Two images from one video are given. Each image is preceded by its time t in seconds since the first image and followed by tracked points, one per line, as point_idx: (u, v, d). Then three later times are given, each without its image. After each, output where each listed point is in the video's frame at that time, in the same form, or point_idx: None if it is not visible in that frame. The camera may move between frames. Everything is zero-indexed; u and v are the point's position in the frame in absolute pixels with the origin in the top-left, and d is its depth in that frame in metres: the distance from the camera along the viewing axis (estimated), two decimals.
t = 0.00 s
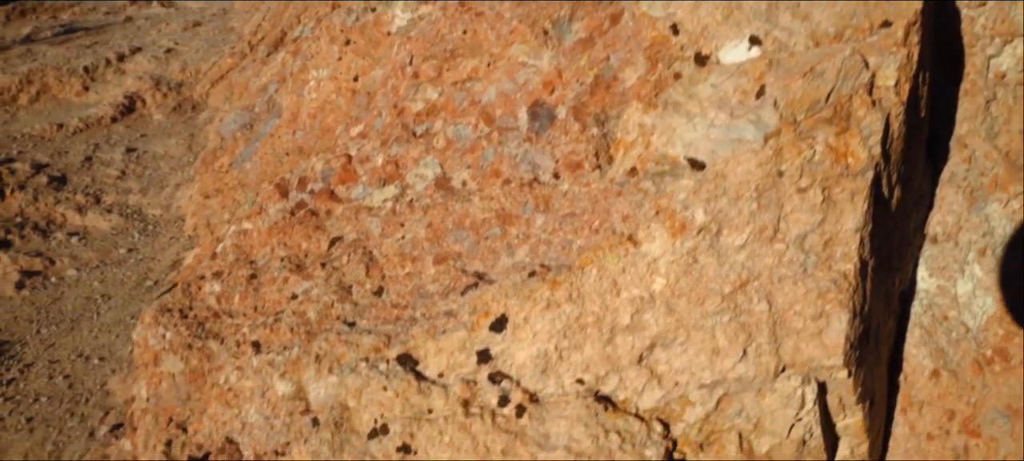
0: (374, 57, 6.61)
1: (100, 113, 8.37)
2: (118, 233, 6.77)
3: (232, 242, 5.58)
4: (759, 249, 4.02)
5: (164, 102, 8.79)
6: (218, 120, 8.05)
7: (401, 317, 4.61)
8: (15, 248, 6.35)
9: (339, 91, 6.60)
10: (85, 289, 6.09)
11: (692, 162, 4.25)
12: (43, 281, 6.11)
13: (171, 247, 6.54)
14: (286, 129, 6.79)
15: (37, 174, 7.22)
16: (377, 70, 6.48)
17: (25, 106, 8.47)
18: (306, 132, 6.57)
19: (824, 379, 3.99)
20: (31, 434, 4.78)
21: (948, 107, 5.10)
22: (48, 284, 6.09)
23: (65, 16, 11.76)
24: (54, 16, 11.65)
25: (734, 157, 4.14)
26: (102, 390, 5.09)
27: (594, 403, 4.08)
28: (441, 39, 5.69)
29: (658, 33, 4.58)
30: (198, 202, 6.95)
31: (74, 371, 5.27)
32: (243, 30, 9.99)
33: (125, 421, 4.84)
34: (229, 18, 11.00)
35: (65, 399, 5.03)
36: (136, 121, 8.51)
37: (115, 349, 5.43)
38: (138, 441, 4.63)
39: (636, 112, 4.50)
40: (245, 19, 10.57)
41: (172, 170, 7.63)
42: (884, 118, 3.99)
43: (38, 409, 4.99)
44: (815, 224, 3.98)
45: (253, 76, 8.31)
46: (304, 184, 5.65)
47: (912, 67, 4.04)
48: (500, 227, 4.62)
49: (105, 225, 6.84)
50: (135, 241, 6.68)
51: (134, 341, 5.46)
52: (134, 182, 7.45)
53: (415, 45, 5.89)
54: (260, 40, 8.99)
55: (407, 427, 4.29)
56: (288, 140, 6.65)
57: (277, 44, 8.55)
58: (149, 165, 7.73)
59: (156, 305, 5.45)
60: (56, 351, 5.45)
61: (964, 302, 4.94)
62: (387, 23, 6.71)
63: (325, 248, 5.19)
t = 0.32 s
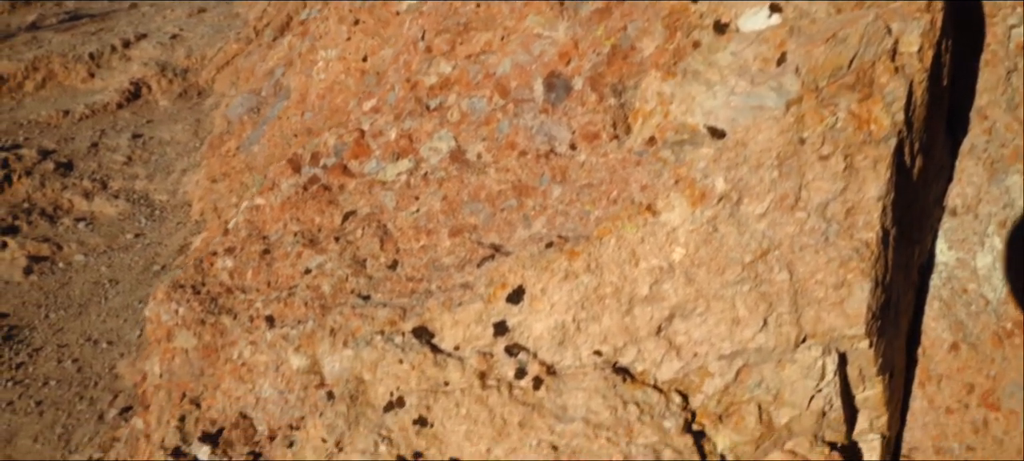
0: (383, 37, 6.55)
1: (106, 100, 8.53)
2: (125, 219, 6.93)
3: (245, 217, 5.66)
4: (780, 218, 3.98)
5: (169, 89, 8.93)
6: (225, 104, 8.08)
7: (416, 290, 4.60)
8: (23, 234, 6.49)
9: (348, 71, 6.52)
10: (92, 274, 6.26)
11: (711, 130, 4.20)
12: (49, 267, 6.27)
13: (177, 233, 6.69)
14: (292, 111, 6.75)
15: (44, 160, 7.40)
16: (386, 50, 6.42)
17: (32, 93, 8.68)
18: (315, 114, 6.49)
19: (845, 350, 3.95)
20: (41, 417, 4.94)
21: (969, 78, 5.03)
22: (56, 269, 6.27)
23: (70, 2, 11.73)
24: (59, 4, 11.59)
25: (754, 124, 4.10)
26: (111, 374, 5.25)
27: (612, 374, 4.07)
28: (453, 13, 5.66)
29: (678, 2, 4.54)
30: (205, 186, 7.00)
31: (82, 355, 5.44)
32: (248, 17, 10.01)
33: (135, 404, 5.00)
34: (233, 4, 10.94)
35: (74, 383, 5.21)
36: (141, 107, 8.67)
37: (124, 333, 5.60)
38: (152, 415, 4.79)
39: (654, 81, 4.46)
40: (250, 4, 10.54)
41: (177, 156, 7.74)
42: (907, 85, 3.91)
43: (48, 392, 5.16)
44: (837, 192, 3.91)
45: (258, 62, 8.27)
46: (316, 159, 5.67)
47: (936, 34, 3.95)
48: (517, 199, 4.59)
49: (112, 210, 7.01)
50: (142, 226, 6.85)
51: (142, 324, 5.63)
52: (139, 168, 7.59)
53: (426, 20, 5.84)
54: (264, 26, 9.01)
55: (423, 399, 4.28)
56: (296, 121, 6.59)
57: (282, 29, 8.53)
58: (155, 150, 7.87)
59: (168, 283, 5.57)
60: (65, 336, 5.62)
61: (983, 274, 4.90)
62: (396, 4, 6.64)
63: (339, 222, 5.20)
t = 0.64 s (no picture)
0: (394, 17, 6.35)
1: (113, 87, 8.71)
2: (134, 204, 7.25)
3: (258, 193, 5.63)
4: (803, 187, 3.93)
5: (177, 75, 9.10)
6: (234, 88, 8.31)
7: (432, 262, 4.57)
8: (32, 219, 6.85)
9: (359, 52, 6.37)
10: (102, 259, 6.62)
11: (732, 98, 4.14)
12: (61, 252, 6.65)
13: (187, 218, 7.01)
14: (303, 92, 6.65)
15: (52, 145, 7.69)
16: (396, 30, 6.22)
17: (40, 79, 8.85)
18: (324, 94, 6.38)
19: (867, 320, 3.94)
20: (54, 400, 5.31)
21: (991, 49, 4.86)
22: (67, 254, 6.64)
23: None
24: None
25: (777, 91, 4.04)
26: (122, 357, 5.62)
27: (632, 345, 4.06)
28: None
29: None
30: (215, 171, 7.22)
31: (93, 339, 5.80)
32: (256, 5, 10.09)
33: (145, 386, 5.30)
34: None
35: (86, 366, 5.56)
36: (149, 94, 8.87)
37: (134, 317, 5.97)
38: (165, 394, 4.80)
39: (674, 49, 4.39)
40: None
41: (185, 141, 8.00)
42: (934, 49, 3.82)
43: (61, 375, 5.54)
44: (861, 159, 3.85)
45: (267, 46, 8.37)
46: (331, 134, 5.64)
47: None
48: (534, 170, 4.55)
49: (120, 196, 7.32)
50: (151, 211, 7.18)
51: (151, 309, 6.00)
52: (147, 154, 7.87)
53: None
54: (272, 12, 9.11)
55: (440, 371, 4.27)
56: (306, 102, 6.51)
57: (288, 13, 8.63)
58: (163, 136, 8.13)
59: (182, 257, 5.63)
60: (75, 320, 5.99)
61: (1005, 247, 4.83)
62: None
63: (353, 197, 5.16)
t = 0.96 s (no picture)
0: None
1: (123, 74, 9.66)
2: (145, 190, 7.62)
3: (274, 167, 5.72)
4: (827, 153, 3.87)
5: (186, 62, 10.29)
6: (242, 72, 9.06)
7: (450, 234, 4.53)
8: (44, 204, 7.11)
9: (371, 33, 5.95)
10: (114, 245, 6.82)
11: (755, 65, 4.10)
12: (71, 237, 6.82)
13: (199, 203, 7.09)
14: (315, 73, 6.30)
15: (62, 131, 8.06)
16: (410, 10, 5.81)
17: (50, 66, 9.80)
18: (336, 75, 6.02)
19: (891, 289, 3.91)
20: (66, 384, 5.36)
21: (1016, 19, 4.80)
22: (78, 239, 6.79)
23: None
24: None
25: (801, 56, 3.99)
26: (134, 341, 5.82)
27: (653, 315, 4.03)
28: None
29: None
30: (227, 155, 7.32)
31: (106, 323, 5.94)
32: None
33: (158, 370, 5.54)
34: None
35: (98, 350, 5.73)
36: (159, 79, 9.88)
37: (145, 301, 6.12)
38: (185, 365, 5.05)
39: (695, 16, 4.34)
40: None
41: (196, 127, 8.50)
42: (960, 14, 3.76)
43: (73, 359, 5.60)
44: (886, 124, 3.80)
45: (275, 32, 8.86)
46: (345, 108, 5.62)
47: None
48: (553, 139, 4.53)
49: (132, 181, 7.75)
50: (161, 197, 7.50)
51: (163, 293, 6.13)
52: (158, 140, 8.37)
53: None
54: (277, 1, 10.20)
55: (459, 342, 4.26)
56: (318, 84, 6.15)
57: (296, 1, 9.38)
58: (172, 121, 8.75)
59: (197, 231, 5.68)
60: (88, 304, 6.06)
61: None
62: None
63: (369, 170, 5.15)
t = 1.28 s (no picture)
0: None
1: (132, 61, 9.75)
2: (156, 176, 7.47)
3: (289, 142, 5.72)
4: (852, 119, 3.82)
5: (195, 48, 10.21)
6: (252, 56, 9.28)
7: (468, 206, 4.50)
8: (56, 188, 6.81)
9: (382, 13, 5.88)
10: (123, 230, 6.43)
11: (779, 31, 4.02)
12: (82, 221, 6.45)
13: (209, 188, 6.98)
14: (326, 55, 6.24)
15: (73, 120, 8.31)
16: None
17: (60, 53, 10.05)
18: (348, 56, 5.96)
19: (916, 257, 3.90)
20: (80, 367, 5.00)
21: None
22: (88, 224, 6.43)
23: None
24: None
25: (826, 21, 3.89)
26: (146, 326, 5.44)
27: (675, 283, 4.00)
28: None
29: None
30: (235, 140, 7.44)
31: (118, 306, 5.52)
32: None
33: (171, 354, 5.25)
34: None
35: (111, 334, 5.32)
36: (167, 66, 9.93)
37: (159, 284, 5.71)
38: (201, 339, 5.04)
39: None
40: None
41: (205, 114, 8.52)
42: None
43: (86, 344, 5.18)
44: (912, 90, 3.75)
45: (284, 16, 8.96)
46: (361, 82, 5.60)
47: None
48: (572, 109, 4.50)
49: (142, 168, 7.63)
50: (172, 183, 7.33)
51: (175, 278, 5.73)
52: (168, 127, 8.36)
53: None
54: None
55: (479, 313, 4.23)
56: (330, 66, 6.09)
57: None
58: (182, 108, 8.80)
59: (212, 207, 5.67)
60: (99, 289, 5.60)
61: None
62: None
63: (386, 142, 5.12)
